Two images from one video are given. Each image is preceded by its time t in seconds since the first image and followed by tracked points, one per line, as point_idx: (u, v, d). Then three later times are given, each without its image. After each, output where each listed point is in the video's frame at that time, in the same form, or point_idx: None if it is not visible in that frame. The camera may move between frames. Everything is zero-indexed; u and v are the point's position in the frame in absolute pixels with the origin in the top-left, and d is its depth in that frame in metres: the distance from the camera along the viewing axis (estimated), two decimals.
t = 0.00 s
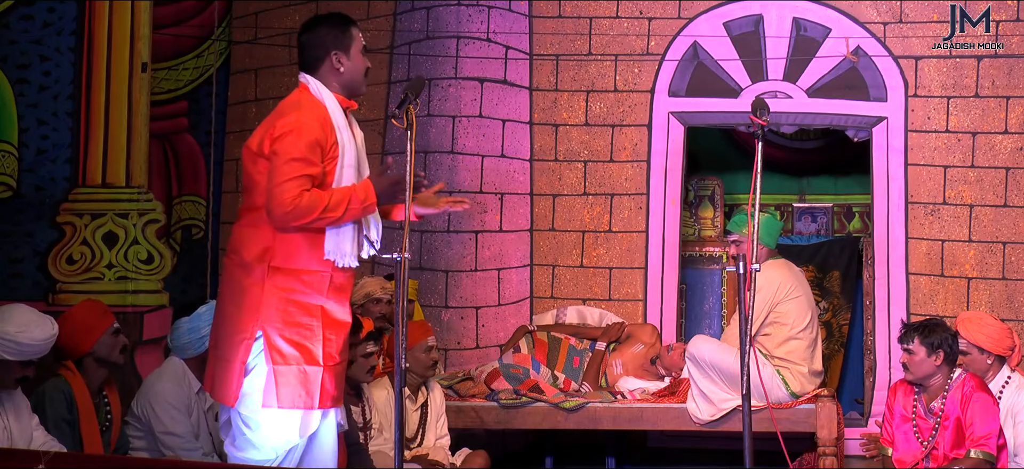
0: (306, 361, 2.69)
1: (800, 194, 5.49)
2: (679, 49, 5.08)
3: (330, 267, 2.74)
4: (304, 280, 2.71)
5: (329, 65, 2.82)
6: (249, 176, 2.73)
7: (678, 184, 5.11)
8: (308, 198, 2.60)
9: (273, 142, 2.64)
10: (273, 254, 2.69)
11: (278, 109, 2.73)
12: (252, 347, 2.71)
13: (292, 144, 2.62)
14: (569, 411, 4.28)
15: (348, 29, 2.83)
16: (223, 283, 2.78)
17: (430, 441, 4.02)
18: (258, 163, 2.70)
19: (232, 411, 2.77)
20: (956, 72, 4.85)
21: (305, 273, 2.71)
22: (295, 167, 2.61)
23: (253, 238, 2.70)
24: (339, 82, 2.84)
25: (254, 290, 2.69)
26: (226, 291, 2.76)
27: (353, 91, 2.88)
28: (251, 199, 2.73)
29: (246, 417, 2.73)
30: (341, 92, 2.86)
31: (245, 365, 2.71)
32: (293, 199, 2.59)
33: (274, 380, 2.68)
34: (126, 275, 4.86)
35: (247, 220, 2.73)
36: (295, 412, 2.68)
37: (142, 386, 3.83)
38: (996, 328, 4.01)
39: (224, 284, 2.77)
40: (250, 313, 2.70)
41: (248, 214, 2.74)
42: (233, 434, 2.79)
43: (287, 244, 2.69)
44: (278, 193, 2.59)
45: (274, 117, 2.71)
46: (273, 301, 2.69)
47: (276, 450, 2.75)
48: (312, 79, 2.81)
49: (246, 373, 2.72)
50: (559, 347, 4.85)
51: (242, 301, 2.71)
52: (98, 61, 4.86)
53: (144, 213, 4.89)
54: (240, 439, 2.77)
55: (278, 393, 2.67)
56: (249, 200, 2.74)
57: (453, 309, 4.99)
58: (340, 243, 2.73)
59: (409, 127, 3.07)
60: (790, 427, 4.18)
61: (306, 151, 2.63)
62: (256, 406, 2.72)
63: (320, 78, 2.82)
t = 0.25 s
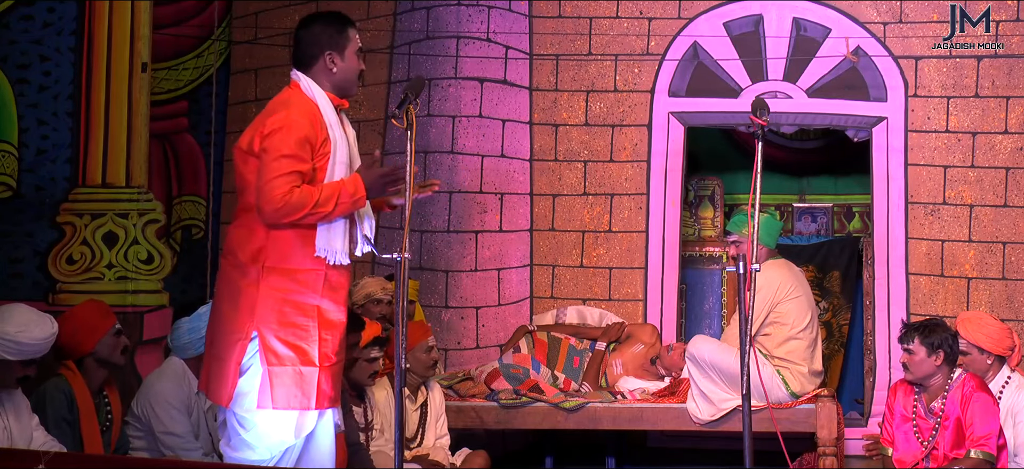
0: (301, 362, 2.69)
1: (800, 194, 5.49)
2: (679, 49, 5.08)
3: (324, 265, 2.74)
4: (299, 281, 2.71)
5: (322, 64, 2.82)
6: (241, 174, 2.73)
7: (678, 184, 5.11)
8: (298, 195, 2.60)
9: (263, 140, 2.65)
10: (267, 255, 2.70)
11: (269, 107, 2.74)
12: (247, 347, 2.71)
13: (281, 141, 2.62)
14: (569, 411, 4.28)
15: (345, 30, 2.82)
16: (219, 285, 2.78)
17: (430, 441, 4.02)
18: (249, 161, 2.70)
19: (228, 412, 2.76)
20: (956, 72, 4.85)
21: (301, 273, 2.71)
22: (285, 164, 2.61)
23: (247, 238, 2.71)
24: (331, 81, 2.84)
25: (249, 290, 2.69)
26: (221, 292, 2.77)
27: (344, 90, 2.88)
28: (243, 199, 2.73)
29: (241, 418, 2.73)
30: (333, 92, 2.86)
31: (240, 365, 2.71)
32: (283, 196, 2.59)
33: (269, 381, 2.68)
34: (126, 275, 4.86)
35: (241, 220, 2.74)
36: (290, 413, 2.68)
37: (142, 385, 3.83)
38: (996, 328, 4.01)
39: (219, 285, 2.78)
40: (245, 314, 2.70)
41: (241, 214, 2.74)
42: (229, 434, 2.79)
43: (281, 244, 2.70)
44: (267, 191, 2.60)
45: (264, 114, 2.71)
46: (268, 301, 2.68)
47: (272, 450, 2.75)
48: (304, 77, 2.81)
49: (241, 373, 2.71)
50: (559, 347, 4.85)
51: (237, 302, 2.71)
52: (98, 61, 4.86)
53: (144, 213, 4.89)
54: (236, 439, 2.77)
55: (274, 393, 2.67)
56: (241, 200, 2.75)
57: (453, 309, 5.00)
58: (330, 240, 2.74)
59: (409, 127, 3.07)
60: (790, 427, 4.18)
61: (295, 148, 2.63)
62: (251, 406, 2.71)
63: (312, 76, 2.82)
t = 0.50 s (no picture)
0: (299, 362, 2.69)
1: (800, 194, 5.49)
2: (679, 49, 5.08)
3: (324, 266, 2.75)
4: (296, 281, 2.71)
5: (321, 66, 2.81)
6: (240, 176, 2.72)
7: (678, 184, 5.11)
8: (305, 196, 2.60)
9: (264, 142, 2.64)
10: (265, 255, 2.70)
11: (266, 108, 2.73)
12: (245, 348, 2.70)
13: (285, 143, 2.62)
14: (569, 411, 4.28)
15: (347, 33, 2.82)
16: (214, 285, 2.77)
17: (430, 441, 4.01)
18: (250, 163, 2.69)
19: (225, 413, 2.76)
20: (956, 72, 4.85)
21: (298, 274, 2.72)
22: (291, 166, 2.61)
23: (245, 239, 2.70)
24: (329, 85, 2.83)
25: (246, 291, 2.69)
26: (217, 293, 2.75)
27: (341, 93, 2.87)
28: (242, 199, 2.72)
29: (239, 419, 2.73)
30: (330, 94, 2.85)
31: (238, 366, 2.70)
32: (291, 199, 2.59)
33: (267, 381, 2.68)
34: (126, 275, 4.86)
35: (238, 221, 2.73)
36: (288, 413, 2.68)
37: (142, 385, 3.84)
38: (996, 328, 4.01)
39: (215, 286, 2.76)
40: (242, 314, 2.69)
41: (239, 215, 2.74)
42: (226, 435, 2.79)
43: (279, 244, 2.70)
44: (274, 194, 2.59)
45: (264, 115, 2.70)
46: (265, 301, 2.68)
47: (269, 451, 2.75)
48: (302, 78, 2.80)
49: (238, 373, 2.71)
50: (559, 347, 4.84)
51: (234, 302, 2.70)
52: (98, 61, 4.86)
53: (144, 213, 4.89)
54: (233, 440, 2.77)
55: (272, 394, 2.67)
56: (240, 201, 2.74)
57: (453, 309, 5.01)
58: (330, 240, 2.73)
59: (409, 127, 3.08)
60: (790, 427, 4.18)
61: (299, 149, 2.63)
62: (248, 407, 2.71)
63: (310, 78, 2.81)
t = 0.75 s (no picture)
0: (295, 363, 2.69)
1: (800, 194, 5.49)
2: (679, 49, 5.09)
3: (321, 269, 2.75)
4: (292, 281, 2.71)
5: (323, 70, 2.81)
6: (240, 176, 2.71)
7: (678, 184, 5.11)
8: (315, 198, 2.62)
9: (269, 146, 2.63)
10: (261, 255, 2.68)
11: (266, 111, 2.71)
12: (240, 348, 2.70)
13: (292, 146, 2.63)
14: (569, 411, 4.28)
15: (352, 40, 2.83)
16: (208, 284, 2.76)
17: (430, 441, 4.01)
18: (252, 165, 2.68)
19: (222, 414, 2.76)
20: (956, 72, 4.85)
21: (294, 274, 2.71)
22: (299, 169, 2.62)
23: (242, 239, 2.69)
24: (330, 89, 2.83)
25: (243, 291, 2.68)
26: (212, 292, 2.74)
27: (341, 98, 2.88)
28: (241, 198, 2.71)
29: (236, 420, 2.74)
30: (330, 98, 2.85)
31: (233, 367, 2.70)
32: (301, 202, 2.60)
33: (263, 382, 2.69)
34: (126, 275, 4.86)
35: (234, 220, 2.72)
36: (284, 413, 2.69)
37: (141, 386, 3.83)
38: (996, 328, 4.01)
39: (209, 285, 2.75)
40: (237, 314, 2.69)
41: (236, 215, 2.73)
42: (224, 436, 2.79)
43: (276, 245, 2.69)
44: (284, 198, 2.59)
45: (266, 117, 2.69)
46: (261, 302, 2.68)
47: (267, 452, 2.76)
48: (304, 80, 2.80)
49: (234, 374, 2.71)
50: (559, 347, 4.84)
51: (229, 303, 2.70)
52: (98, 61, 4.86)
53: (144, 213, 4.89)
54: (231, 441, 2.78)
55: (269, 394, 2.68)
56: (238, 201, 2.73)
57: (453, 309, 5.02)
58: (330, 242, 2.74)
59: (409, 127, 3.08)
60: (790, 427, 4.18)
61: (306, 152, 2.64)
62: (246, 408, 2.72)
63: (311, 81, 2.81)
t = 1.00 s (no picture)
0: (292, 363, 2.69)
1: (800, 194, 5.49)
2: (679, 49, 5.09)
3: (319, 271, 2.74)
4: (289, 282, 2.71)
5: (327, 74, 2.82)
6: (242, 178, 2.71)
7: (678, 184, 5.11)
8: (321, 201, 2.62)
9: (274, 149, 2.64)
10: (259, 256, 2.68)
11: (269, 114, 2.72)
12: (236, 349, 2.70)
13: (297, 149, 2.63)
14: (569, 411, 4.28)
15: (355, 42, 2.83)
16: (205, 284, 2.75)
17: (430, 441, 4.01)
18: (256, 167, 2.68)
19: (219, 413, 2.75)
20: (956, 72, 4.86)
21: (291, 275, 2.71)
22: (304, 172, 2.62)
23: (240, 239, 2.69)
24: (335, 92, 2.83)
25: (240, 291, 2.68)
26: (208, 292, 2.74)
27: (346, 101, 2.88)
28: (242, 199, 2.71)
29: (235, 420, 2.74)
30: (336, 101, 2.85)
31: (229, 367, 2.71)
32: (307, 205, 2.60)
33: (261, 382, 2.69)
34: (126, 275, 4.85)
35: (234, 219, 2.72)
36: (281, 413, 2.69)
37: (141, 385, 3.81)
38: (996, 328, 4.01)
39: (206, 285, 2.75)
40: (234, 315, 2.68)
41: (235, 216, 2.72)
42: (222, 438, 2.79)
43: (274, 245, 2.69)
44: (290, 202, 2.59)
45: (271, 120, 2.70)
46: (258, 302, 2.68)
47: (265, 452, 2.78)
48: (309, 83, 2.80)
49: (232, 375, 2.72)
50: (559, 347, 4.84)
51: (227, 303, 2.69)
52: (98, 61, 4.86)
53: (144, 213, 4.89)
54: (229, 442, 2.78)
55: (265, 394, 2.68)
56: (238, 202, 2.72)
57: (453, 309, 5.03)
58: (330, 244, 2.74)
59: (409, 127, 3.08)
60: (790, 427, 4.18)
61: (310, 155, 2.64)
62: (244, 409, 2.72)
63: (316, 84, 2.81)
